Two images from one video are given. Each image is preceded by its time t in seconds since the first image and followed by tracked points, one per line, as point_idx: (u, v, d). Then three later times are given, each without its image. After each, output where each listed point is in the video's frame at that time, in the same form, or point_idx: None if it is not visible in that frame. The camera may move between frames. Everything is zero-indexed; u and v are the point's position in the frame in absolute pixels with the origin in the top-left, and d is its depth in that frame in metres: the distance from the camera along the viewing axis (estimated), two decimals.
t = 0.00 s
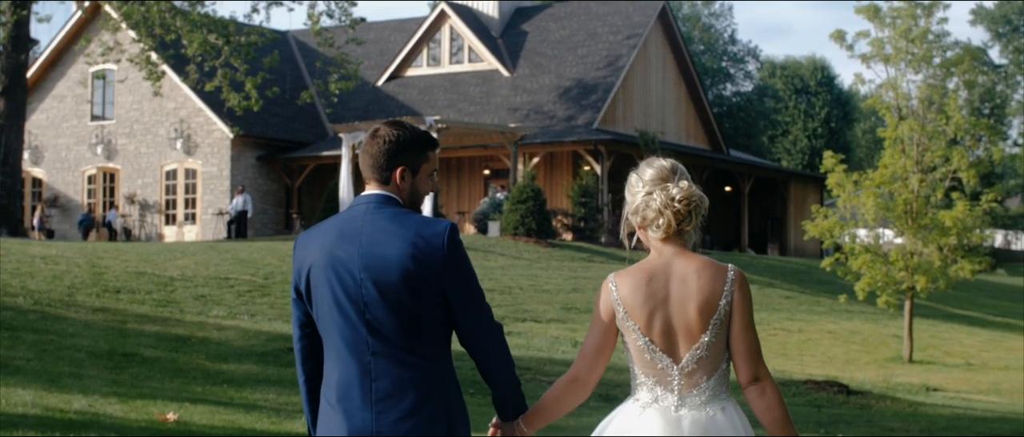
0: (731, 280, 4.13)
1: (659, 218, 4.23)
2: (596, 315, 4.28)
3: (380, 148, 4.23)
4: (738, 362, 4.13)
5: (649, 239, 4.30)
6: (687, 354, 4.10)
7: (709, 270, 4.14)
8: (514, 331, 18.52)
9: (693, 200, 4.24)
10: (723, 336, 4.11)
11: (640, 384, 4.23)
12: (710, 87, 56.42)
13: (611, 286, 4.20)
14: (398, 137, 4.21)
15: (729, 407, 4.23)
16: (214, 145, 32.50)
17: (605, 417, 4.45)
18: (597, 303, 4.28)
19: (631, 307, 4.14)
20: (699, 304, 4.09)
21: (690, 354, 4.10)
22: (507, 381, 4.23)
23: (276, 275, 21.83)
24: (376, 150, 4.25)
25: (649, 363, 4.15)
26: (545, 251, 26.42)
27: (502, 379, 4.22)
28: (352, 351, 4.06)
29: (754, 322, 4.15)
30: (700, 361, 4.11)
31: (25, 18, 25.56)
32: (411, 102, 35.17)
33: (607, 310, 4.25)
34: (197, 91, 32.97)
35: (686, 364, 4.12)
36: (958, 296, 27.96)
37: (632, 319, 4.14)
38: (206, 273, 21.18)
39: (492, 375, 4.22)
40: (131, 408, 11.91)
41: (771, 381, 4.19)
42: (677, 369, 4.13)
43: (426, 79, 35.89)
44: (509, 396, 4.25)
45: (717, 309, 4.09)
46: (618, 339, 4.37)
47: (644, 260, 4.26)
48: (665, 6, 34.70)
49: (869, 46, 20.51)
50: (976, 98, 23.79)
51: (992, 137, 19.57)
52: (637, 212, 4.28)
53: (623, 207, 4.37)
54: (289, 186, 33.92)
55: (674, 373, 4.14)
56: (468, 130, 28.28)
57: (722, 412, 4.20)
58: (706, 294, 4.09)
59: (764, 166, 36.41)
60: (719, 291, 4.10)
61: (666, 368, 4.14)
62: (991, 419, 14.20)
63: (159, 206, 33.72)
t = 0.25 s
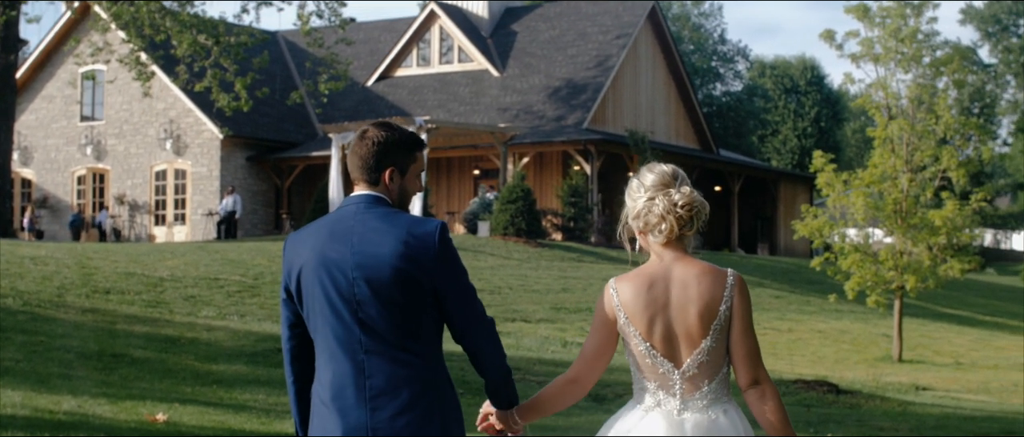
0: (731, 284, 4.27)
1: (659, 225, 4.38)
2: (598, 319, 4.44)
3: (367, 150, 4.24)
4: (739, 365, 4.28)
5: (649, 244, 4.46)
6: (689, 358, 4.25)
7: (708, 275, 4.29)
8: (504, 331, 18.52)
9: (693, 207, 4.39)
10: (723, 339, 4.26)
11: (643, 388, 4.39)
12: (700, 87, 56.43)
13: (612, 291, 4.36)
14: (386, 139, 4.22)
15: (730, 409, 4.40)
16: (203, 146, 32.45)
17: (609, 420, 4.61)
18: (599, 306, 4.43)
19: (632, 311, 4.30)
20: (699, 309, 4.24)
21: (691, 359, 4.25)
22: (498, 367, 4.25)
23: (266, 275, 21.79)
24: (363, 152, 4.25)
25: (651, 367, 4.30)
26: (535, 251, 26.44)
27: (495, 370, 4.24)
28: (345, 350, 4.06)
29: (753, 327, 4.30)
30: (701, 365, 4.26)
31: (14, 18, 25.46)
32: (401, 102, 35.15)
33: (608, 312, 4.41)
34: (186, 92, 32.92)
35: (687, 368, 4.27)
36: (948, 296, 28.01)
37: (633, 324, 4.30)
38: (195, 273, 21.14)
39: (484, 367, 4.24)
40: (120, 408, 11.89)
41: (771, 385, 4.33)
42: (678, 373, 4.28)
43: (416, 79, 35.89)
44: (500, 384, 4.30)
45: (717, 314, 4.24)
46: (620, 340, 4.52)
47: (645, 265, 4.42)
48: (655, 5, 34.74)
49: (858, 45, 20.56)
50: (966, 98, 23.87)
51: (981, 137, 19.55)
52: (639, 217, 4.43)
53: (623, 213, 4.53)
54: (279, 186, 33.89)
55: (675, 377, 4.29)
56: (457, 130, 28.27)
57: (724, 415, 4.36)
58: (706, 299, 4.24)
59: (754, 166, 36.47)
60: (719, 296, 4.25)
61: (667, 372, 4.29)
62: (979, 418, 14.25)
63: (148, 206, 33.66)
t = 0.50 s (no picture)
0: (728, 284, 4.31)
1: (659, 223, 4.42)
2: (596, 316, 4.48)
3: (356, 154, 4.24)
4: (736, 364, 4.33)
5: (646, 242, 4.49)
6: (687, 356, 4.29)
7: (707, 275, 4.32)
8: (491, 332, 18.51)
9: (692, 206, 4.43)
10: (721, 338, 4.30)
11: (643, 385, 4.43)
12: (687, 87, 56.51)
13: (611, 290, 4.40)
14: (373, 142, 4.23)
15: (729, 404, 4.43)
16: (190, 147, 32.37)
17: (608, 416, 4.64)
18: (597, 304, 4.47)
19: (630, 310, 4.34)
20: (697, 309, 4.27)
21: (690, 357, 4.29)
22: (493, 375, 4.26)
23: (253, 276, 21.74)
24: (352, 155, 4.25)
25: (650, 365, 4.34)
26: (522, 251, 26.44)
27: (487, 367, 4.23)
28: (335, 351, 4.06)
29: (750, 325, 4.34)
30: (700, 363, 4.30)
31: None
32: (388, 103, 35.12)
33: (605, 311, 4.45)
34: (172, 92, 32.83)
35: (686, 366, 4.30)
36: (935, 296, 28.11)
37: (632, 323, 4.34)
38: (182, 274, 21.09)
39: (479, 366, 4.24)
40: (107, 410, 11.85)
41: (768, 382, 4.38)
42: (678, 370, 4.31)
43: (402, 80, 35.87)
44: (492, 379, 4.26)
45: (716, 314, 4.28)
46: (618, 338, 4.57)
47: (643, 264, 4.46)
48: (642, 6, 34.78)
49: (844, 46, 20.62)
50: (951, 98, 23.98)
51: (968, 137, 19.60)
52: (638, 216, 4.46)
53: (621, 212, 4.57)
54: (266, 187, 33.82)
55: (675, 374, 4.32)
56: (444, 131, 28.25)
57: (724, 410, 4.39)
58: (704, 298, 4.28)
59: (741, 166, 36.55)
60: (717, 295, 4.29)
61: (666, 370, 4.32)
62: (966, 418, 14.29)
63: (135, 207, 33.57)
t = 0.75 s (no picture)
0: (728, 279, 4.40)
1: (663, 219, 4.46)
2: (596, 312, 4.54)
3: (351, 158, 4.28)
4: (735, 357, 4.43)
5: (647, 238, 4.54)
6: (688, 349, 4.38)
7: (708, 270, 4.40)
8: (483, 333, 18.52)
9: (696, 202, 4.48)
10: (721, 333, 4.40)
11: (642, 378, 4.52)
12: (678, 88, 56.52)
13: (612, 283, 4.46)
14: (369, 147, 4.26)
15: (727, 397, 4.53)
16: (180, 148, 32.32)
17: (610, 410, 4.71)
18: (597, 299, 4.53)
19: (632, 304, 4.41)
20: (698, 302, 4.36)
21: (691, 350, 4.37)
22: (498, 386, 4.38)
23: (243, 277, 21.70)
24: (347, 159, 4.29)
25: (649, 358, 4.42)
26: (513, 252, 26.45)
27: (484, 370, 4.33)
28: (332, 352, 4.08)
29: (749, 318, 4.44)
30: (701, 356, 4.39)
31: None
32: (378, 104, 35.10)
33: (605, 305, 4.51)
34: (163, 93, 32.77)
35: (686, 359, 4.39)
36: (926, 297, 28.18)
37: (633, 316, 4.41)
38: (173, 275, 21.05)
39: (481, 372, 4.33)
40: (98, 411, 11.82)
41: (766, 377, 4.48)
42: (678, 363, 4.40)
43: (393, 81, 35.86)
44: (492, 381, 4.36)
45: (716, 308, 4.36)
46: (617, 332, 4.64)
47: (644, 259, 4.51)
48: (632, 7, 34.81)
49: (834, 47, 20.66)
50: (942, 99, 24.03)
51: (958, 138, 19.66)
52: (641, 211, 4.50)
53: (623, 207, 4.61)
54: (257, 188, 33.78)
55: (675, 368, 4.41)
56: (435, 132, 28.25)
57: (722, 403, 4.49)
58: (706, 292, 4.36)
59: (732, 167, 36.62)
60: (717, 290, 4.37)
61: (666, 363, 4.41)
62: (956, 419, 14.34)
63: (126, 208, 33.52)
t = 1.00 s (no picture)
0: (731, 277, 4.41)
1: (669, 218, 4.47)
2: (598, 310, 4.55)
3: (357, 164, 4.35)
4: (738, 355, 4.41)
5: (650, 236, 4.55)
6: (690, 346, 4.39)
7: (710, 267, 4.41)
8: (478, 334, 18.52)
9: (702, 203, 4.49)
10: (723, 330, 4.41)
11: (645, 376, 4.54)
12: (674, 89, 56.56)
13: (614, 280, 4.48)
14: (375, 153, 4.34)
15: (728, 395, 4.55)
16: (177, 148, 32.31)
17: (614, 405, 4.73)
18: (600, 297, 4.54)
19: (635, 301, 4.42)
20: (701, 299, 4.36)
21: (692, 347, 4.38)
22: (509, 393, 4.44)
23: (239, 277, 21.68)
24: (353, 165, 4.36)
25: (652, 355, 4.44)
26: (509, 253, 26.45)
27: (492, 376, 4.37)
28: (337, 354, 4.10)
29: (752, 316, 4.44)
30: (702, 353, 4.40)
31: None
32: (374, 104, 35.10)
33: (609, 304, 4.52)
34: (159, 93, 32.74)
35: (688, 355, 4.41)
36: (921, 298, 28.23)
37: (635, 312, 4.42)
38: (169, 275, 21.03)
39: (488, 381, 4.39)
40: (94, 411, 11.81)
41: (768, 374, 4.44)
42: (680, 360, 4.42)
43: (389, 81, 35.84)
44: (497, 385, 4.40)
45: (719, 305, 4.36)
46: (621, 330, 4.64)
47: (647, 256, 4.53)
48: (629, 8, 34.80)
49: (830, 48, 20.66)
50: (937, 102, 24.09)
51: (955, 140, 19.52)
52: (647, 209, 4.50)
53: (627, 205, 4.61)
54: (253, 188, 33.75)
55: (677, 364, 4.43)
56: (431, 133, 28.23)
57: (723, 401, 4.51)
58: (709, 288, 4.36)
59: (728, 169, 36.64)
60: (720, 287, 4.37)
61: (669, 360, 4.43)
62: (952, 421, 14.35)
63: (122, 208, 33.52)
